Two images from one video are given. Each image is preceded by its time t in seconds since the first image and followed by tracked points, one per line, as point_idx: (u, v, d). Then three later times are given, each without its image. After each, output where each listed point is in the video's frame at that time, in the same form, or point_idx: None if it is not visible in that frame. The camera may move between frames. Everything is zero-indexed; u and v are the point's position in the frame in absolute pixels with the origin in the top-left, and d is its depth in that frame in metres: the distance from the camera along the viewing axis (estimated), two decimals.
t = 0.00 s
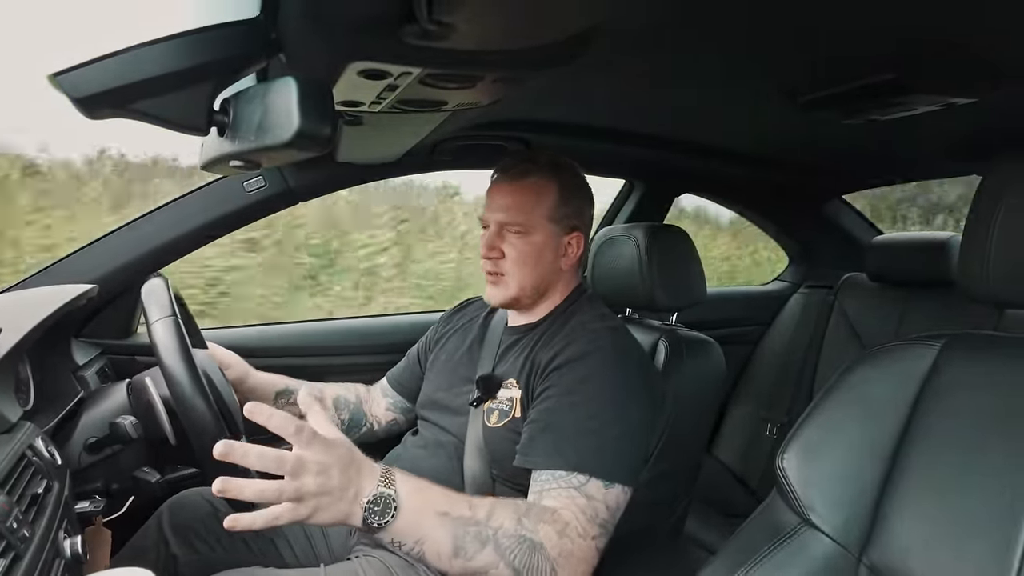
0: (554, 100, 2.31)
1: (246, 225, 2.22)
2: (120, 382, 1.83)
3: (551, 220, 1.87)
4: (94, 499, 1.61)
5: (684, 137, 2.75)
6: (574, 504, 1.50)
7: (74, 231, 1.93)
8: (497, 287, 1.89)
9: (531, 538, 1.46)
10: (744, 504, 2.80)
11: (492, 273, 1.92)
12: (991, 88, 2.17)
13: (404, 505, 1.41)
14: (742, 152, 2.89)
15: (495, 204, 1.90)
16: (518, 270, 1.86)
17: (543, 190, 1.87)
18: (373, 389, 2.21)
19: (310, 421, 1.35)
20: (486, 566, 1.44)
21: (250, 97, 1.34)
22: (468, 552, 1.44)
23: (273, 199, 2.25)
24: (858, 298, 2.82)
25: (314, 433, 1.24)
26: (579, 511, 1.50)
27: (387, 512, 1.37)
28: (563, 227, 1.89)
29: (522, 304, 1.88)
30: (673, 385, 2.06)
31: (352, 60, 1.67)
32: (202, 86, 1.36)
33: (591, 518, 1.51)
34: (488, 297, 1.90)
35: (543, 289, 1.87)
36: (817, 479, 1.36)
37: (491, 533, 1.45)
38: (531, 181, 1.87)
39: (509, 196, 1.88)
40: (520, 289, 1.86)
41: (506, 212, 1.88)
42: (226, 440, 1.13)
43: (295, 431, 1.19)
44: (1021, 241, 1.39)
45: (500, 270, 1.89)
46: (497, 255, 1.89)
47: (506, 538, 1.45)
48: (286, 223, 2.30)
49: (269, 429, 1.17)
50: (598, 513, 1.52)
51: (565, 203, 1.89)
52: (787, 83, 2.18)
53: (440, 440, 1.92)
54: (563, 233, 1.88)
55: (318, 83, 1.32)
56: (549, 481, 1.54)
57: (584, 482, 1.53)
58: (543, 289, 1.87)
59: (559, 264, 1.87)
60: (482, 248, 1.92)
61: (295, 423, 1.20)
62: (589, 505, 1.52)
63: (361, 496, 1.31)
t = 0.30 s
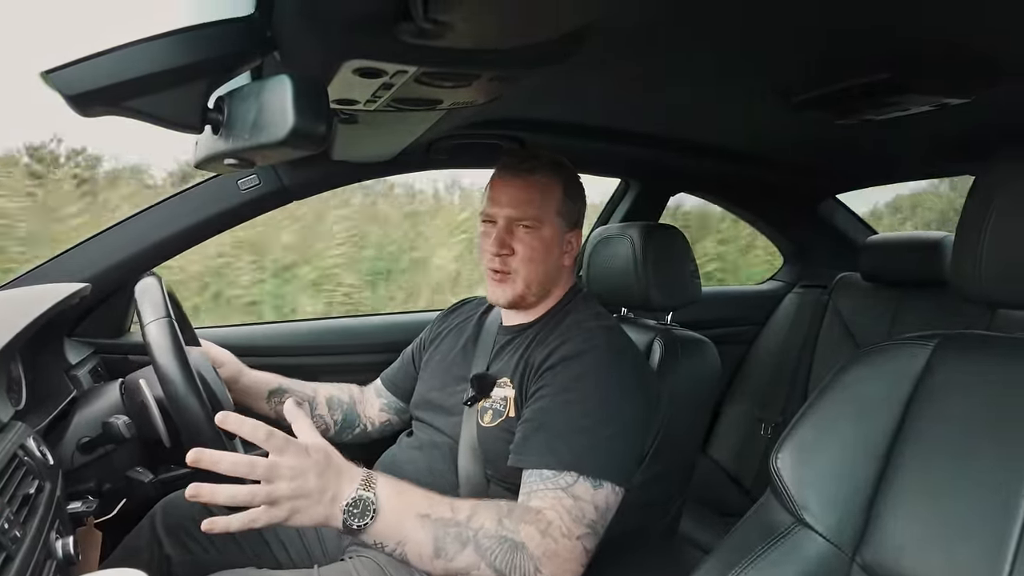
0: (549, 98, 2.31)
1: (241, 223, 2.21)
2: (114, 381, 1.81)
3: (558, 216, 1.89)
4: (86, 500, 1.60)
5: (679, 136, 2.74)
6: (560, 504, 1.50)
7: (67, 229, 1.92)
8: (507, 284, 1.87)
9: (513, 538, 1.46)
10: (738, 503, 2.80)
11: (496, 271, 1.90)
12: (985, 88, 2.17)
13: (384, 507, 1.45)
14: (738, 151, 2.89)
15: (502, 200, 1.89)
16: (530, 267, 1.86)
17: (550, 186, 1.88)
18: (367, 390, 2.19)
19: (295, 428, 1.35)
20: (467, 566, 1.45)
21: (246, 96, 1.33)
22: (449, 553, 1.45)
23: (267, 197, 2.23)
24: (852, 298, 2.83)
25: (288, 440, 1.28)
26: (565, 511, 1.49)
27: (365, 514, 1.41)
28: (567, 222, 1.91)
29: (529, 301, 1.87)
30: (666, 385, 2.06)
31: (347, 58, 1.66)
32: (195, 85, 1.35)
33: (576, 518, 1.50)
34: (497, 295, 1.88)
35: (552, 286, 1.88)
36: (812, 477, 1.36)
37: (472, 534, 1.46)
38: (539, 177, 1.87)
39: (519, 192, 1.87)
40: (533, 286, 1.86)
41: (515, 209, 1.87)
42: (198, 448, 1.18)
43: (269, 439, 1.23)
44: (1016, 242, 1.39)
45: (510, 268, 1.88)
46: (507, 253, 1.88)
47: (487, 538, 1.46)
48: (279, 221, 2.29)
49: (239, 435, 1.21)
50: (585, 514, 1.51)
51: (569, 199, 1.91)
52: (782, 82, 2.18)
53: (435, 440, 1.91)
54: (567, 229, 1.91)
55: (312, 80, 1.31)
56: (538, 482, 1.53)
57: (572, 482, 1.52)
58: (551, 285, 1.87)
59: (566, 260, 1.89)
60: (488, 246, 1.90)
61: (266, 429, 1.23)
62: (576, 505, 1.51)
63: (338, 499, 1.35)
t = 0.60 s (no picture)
0: (546, 95, 2.31)
1: (236, 218, 2.21)
2: (108, 375, 1.81)
3: (559, 212, 1.91)
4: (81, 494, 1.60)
5: (676, 134, 2.75)
6: (556, 496, 1.50)
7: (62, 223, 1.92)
8: (510, 279, 1.87)
9: (510, 530, 1.47)
10: (732, 498, 2.81)
11: (499, 265, 1.89)
12: (980, 88, 2.18)
13: (383, 497, 1.45)
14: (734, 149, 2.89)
15: (505, 195, 1.89)
16: (534, 261, 1.87)
17: (553, 182, 1.90)
18: (363, 386, 2.20)
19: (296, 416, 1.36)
20: (465, 556, 1.46)
21: (242, 90, 1.33)
22: (447, 543, 1.46)
23: (263, 192, 2.23)
24: (846, 296, 2.84)
25: (289, 426, 1.28)
26: (560, 503, 1.49)
27: (366, 504, 1.41)
28: (567, 219, 1.93)
29: (531, 294, 1.88)
30: (662, 380, 2.08)
31: (344, 53, 1.66)
32: (192, 79, 1.35)
33: (572, 511, 1.50)
34: (499, 289, 1.88)
35: (553, 281, 1.89)
36: (805, 472, 1.37)
37: (470, 524, 1.47)
38: (543, 173, 1.89)
39: (523, 186, 1.88)
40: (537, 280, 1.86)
41: (519, 203, 1.88)
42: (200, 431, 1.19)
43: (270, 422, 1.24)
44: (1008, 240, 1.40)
45: (513, 262, 1.87)
46: (510, 247, 1.87)
47: (484, 529, 1.47)
48: (275, 216, 2.29)
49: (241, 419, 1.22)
50: (580, 506, 1.51)
51: (569, 195, 1.93)
52: (778, 81, 2.19)
53: (430, 435, 1.91)
54: (567, 225, 1.93)
55: (308, 75, 1.31)
56: (533, 475, 1.54)
57: (567, 475, 1.53)
58: (553, 279, 1.89)
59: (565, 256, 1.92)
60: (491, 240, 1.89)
61: (268, 413, 1.24)
62: (571, 497, 1.51)
63: (339, 487, 1.35)
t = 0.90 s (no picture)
0: (543, 86, 2.30)
1: (231, 207, 2.20)
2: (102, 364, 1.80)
3: (531, 199, 1.88)
4: (74, 483, 1.60)
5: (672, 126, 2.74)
6: (553, 491, 1.50)
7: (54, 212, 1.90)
8: (480, 266, 1.91)
9: (509, 526, 1.46)
10: (726, 490, 2.81)
11: (472, 253, 1.93)
12: (978, 82, 2.17)
13: (380, 495, 1.40)
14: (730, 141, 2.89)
15: (474, 183, 1.93)
16: (499, 248, 1.88)
17: (521, 168, 1.89)
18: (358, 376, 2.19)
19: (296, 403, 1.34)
20: (462, 552, 1.45)
21: (237, 78, 1.31)
22: (444, 539, 1.44)
23: (257, 181, 2.22)
24: (841, 289, 2.84)
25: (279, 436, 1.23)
26: (558, 498, 1.50)
27: (359, 503, 1.37)
28: (544, 206, 1.90)
29: (504, 283, 1.89)
30: (656, 374, 2.07)
31: (340, 42, 1.65)
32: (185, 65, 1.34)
33: (569, 505, 1.51)
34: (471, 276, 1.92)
35: (524, 268, 1.88)
36: (798, 465, 1.36)
37: (469, 521, 1.46)
38: (509, 160, 1.89)
39: (488, 174, 1.90)
40: (501, 267, 1.87)
41: (484, 191, 1.90)
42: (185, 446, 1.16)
43: (257, 440, 1.19)
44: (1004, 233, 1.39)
45: (481, 249, 1.91)
46: (478, 234, 1.91)
47: (483, 525, 1.46)
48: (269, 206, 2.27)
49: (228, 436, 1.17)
50: (577, 500, 1.51)
51: (545, 182, 1.90)
52: (775, 73, 2.18)
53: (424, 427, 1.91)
54: (543, 212, 1.89)
55: (303, 63, 1.30)
56: (529, 468, 1.53)
57: (564, 469, 1.53)
58: (526, 267, 1.87)
59: (540, 243, 1.88)
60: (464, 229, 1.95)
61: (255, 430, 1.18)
62: (568, 491, 1.51)
63: (333, 489, 1.32)
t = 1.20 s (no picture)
0: (541, 90, 2.30)
1: (229, 211, 2.20)
2: (99, 368, 1.80)
3: (529, 199, 1.89)
4: (70, 488, 1.58)
5: (670, 130, 2.75)
6: (559, 500, 1.49)
7: (51, 215, 1.90)
8: (478, 266, 1.90)
9: (523, 542, 1.43)
10: (723, 495, 2.81)
11: (470, 254, 1.93)
12: (974, 88, 2.18)
13: (393, 508, 1.31)
14: (728, 146, 2.89)
15: (473, 184, 1.93)
16: (497, 247, 1.88)
17: (519, 169, 1.90)
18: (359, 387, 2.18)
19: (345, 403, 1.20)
20: (472, 567, 1.41)
21: (234, 82, 1.31)
22: (455, 555, 1.39)
23: (255, 184, 2.22)
24: (838, 294, 2.85)
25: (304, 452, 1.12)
26: (563, 506, 1.49)
27: (369, 518, 1.27)
28: (542, 207, 1.91)
29: (504, 284, 1.88)
30: (655, 379, 2.05)
31: (339, 46, 1.65)
32: (184, 68, 1.34)
33: (573, 513, 1.50)
34: (469, 277, 1.92)
35: (522, 268, 1.87)
36: (795, 470, 1.37)
37: (484, 539, 1.40)
38: (506, 162, 1.90)
39: (487, 174, 1.90)
40: (499, 266, 1.87)
41: (483, 191, 1.90)
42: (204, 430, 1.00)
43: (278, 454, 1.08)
44: (1000, 239, 1.40)
45: (479, 249, 1.91)
46: (475, 234, 1.91)
47: (497, 543, 1.41)
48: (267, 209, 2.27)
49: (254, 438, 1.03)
50: (579, 508, 1.51)
51: (543, 184, 1.91)
52: (772, 77, 2.18)
53: (423, 432, 1.91)
54: (541, 213, 1.90)
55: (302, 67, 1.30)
56: (533, 473, 1.52)
57: (568, 476, 1.52)
58: (524, 268, 1.87)
59: (538, 244, 1.88)
60: (461, 229, 1.95)
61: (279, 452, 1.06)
62: (572, 499, 1.51)
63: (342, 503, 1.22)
